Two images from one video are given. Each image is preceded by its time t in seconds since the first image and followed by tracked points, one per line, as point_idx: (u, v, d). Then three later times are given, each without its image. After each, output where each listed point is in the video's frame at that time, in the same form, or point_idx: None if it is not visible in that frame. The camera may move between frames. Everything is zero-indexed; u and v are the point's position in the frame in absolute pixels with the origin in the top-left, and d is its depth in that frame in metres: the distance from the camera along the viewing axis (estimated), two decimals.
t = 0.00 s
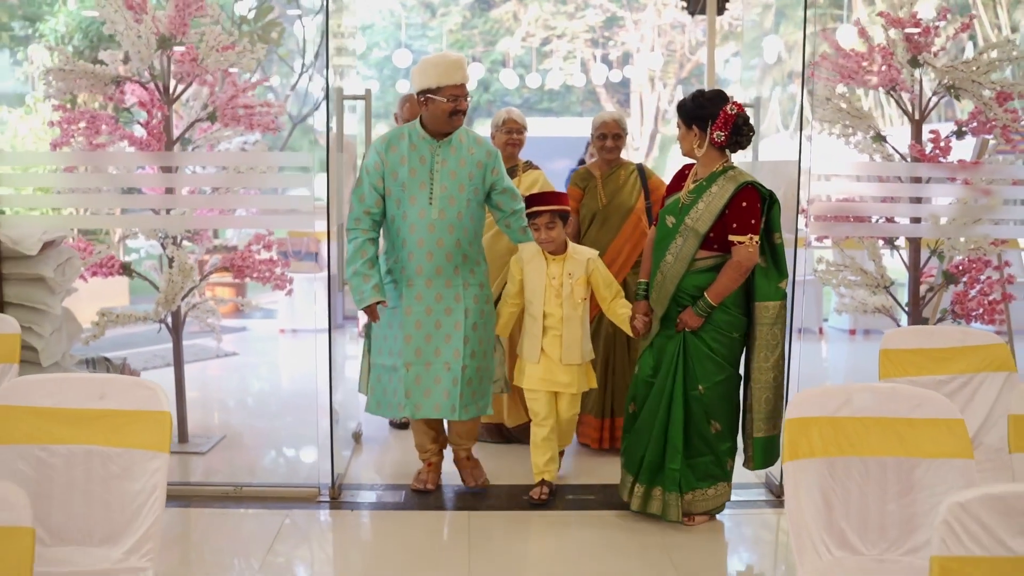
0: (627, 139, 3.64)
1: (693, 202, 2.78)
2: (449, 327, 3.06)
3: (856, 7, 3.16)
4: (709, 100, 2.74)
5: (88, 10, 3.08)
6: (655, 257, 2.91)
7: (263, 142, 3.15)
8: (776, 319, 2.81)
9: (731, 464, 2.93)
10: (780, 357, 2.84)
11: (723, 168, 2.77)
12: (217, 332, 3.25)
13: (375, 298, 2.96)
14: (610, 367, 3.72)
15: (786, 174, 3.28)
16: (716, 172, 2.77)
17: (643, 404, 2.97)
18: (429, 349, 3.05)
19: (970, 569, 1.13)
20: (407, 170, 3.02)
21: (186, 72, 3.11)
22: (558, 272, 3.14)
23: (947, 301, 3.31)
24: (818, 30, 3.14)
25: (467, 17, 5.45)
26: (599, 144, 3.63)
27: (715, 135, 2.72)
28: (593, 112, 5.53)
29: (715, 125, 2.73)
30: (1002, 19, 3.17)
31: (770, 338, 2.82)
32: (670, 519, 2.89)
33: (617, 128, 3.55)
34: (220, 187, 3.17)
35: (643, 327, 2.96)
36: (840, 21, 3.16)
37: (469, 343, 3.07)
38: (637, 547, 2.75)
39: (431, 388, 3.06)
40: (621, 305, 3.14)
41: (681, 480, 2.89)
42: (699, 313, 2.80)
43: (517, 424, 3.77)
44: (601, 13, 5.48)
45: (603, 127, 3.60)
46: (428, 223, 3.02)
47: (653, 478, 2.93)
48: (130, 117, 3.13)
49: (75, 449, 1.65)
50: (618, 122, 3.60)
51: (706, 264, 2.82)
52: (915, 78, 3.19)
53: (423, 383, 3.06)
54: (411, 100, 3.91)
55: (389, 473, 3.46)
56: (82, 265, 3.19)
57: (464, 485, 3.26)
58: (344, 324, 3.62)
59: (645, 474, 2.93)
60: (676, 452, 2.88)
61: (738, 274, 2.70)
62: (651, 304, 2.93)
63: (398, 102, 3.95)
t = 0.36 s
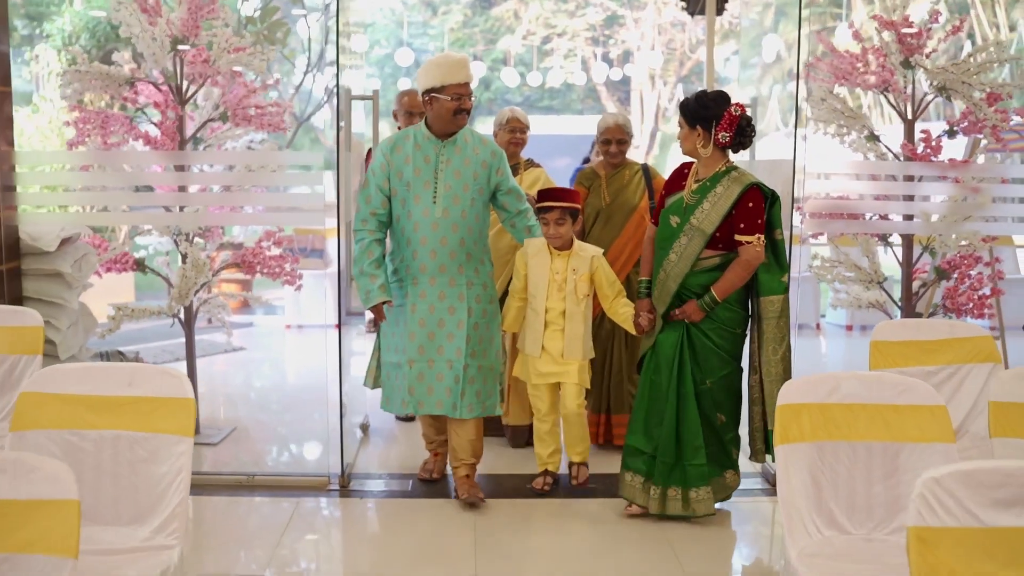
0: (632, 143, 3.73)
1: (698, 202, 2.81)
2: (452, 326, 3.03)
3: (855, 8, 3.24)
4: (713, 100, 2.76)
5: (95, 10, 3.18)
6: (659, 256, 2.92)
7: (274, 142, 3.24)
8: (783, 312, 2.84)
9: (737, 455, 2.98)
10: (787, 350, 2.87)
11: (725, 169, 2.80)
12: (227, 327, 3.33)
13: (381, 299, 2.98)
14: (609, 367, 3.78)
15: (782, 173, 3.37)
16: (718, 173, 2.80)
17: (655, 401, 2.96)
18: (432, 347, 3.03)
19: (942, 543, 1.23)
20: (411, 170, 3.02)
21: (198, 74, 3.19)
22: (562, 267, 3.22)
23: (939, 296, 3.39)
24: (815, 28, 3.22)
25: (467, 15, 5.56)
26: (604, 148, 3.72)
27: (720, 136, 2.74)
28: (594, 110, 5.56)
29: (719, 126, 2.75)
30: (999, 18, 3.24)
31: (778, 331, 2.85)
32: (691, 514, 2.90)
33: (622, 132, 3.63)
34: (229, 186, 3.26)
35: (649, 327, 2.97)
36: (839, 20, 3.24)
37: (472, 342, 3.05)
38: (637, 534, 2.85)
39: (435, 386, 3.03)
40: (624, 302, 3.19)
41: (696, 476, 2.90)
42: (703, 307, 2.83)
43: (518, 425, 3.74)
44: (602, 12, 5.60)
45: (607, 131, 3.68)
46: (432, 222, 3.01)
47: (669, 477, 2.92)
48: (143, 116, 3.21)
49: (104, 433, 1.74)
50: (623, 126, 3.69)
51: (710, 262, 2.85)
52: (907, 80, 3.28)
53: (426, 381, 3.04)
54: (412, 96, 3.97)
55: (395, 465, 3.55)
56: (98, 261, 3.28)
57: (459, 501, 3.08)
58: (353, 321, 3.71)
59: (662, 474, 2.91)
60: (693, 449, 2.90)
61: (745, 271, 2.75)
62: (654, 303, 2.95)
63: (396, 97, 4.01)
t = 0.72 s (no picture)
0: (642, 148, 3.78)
1: (692, 208, 2.83)
2: (457, 329, 3.07)
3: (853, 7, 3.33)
4: (702, 109, 2.78)
5: (100, 14, 3.26)
6: (654, 261, 2.93)
7: (283, 145, 3.33)
8: (776, 314, 2.89)
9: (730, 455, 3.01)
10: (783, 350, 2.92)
11: (717, 174, 2.84)
12: (236, 326, 3.43)
13: (386, 305, 3.03)
14: (609, 366, 3.88)
15: (775, 176, 3.48)
16: (711, 178, 2.84)
17: (658, 409, 2.93)
18: (437, 350, 3.07)
19: (916, 526, 1.32)
20: (419, 175, 3.06)
21: (207, 80, 3.29)
22: (568, 274, 3.19)
23: (929, 296, 3.48)
24: (813, 29, 3.31)
25: (467, 15, 5.68)
26: (615, 153, 3.77)
27: (710, 143, 2.78)
28: (594, 109, 5.74)
29: (708, 133, 2.79)
30: (995, 19, 3.35)
31: (773, 333, 2.89)
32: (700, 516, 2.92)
33: (634, 139, 3.70)
34: (236, 189, 3.35)
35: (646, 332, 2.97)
36: (837, 21, 3.33)
37: (477, 344, 3.09)
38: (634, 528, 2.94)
39: (439, 388, 3.09)
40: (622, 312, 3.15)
41: (701, 478, 2.92)
42: (702, 305, 2.83)
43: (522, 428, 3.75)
44: (602, 12, 5.75)
45: (619, 137, 3.74)
46: (439, 226, 3.05)
47: (672, 481, 2.93)
48: (153, 120, 3.30)
49: (127, 426, 1.84)
50: (634, 132, 3.74)
51: (703, 266, 2.86)
52: (896, 85, 3.38)
53: (431, 383, 3.08)
54: (412, 97, 4.06)
55: (399, 460, 3.65)
56: (110, 261, 3.37)
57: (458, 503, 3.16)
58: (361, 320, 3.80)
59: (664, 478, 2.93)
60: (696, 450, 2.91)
61: (744, 273, 2.79)
62: (651, 309, 2.93)
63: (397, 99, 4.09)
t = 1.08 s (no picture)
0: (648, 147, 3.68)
1: (676, 204, 2.89)
2: (458, 327, 3.10)
3: (850, 8, 3.41)
4: (683, 106, 2.84)
5: (102, 15, 3.34)
6: (638, 258, 2.98)
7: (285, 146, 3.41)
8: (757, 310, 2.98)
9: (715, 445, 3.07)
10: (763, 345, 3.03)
11: (699, 171, 2.90)
12: (239, 323, 3.49)
13: (387, 299, 3.04)
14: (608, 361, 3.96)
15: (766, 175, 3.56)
16: (693, 175, 2.89)
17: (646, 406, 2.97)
18: (438, 348, 3.10)
19: (890, 505, 1.40)
20: (422, 172, 3.10)
21: (212, 81, 3.36)
22: (574, 274, 3.14)
23: (918, 292, 3.56)
24: (811, 28, 3.41)
25: (466, 15, 5.79)
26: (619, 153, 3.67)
27: (692, 140, 2.84)
28: (592, 108, 5.89)
29: (690, 130, 2.84)
30: (992, 17, 3.44)
31: (753, 327, 2.99)
32: (693, 505, 2.99)
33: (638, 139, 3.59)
34: (240, 188, 3.42)
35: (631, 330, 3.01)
36: (834, 19, 3.41)
37: (479, 343, 3.12)
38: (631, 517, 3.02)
39: (441, 387, 3.12)
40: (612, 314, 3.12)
41: (689, 471, 2.98)
42: (689, 298, 2.88)
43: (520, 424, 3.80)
44: (600, 11, 5.81)
45: (622, 137, 3.64)
46: (442, 224, 3.09)
47: (662, 475, 2.97)
48: (158, 121, 3.37)
49: (139, 416, 1.91)
50: (639, 131, 3.62)
51: (686, 261, 2.93)
52: (885, 86, 3.45)
53: (432, 382, 3.12)
54: (415, 97, 4.12)
55: (400, 454, 3.72)
56: (117, 259, 3.44)
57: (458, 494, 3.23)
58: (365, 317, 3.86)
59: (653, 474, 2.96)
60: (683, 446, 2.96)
61: (730, 266, 2.86)
62: (636, 306, 2.97)
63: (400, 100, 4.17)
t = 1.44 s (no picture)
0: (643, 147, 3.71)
1: (662, 201, 2.96)
2: (448, 327, 3.14)
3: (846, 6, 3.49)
4: (668, 104, 2.89)
5: (105, 15, 3.41)
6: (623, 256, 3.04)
7: (287, 146, 3.48)
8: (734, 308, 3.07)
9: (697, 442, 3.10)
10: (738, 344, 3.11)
11: (685, 168, 2.97)
12: (242, 318, 3.57)
13: (376, 294, 3.05)
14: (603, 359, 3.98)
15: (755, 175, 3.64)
16: (679, 172, 2.96)
17: (620, 403, 3.04)
18: (428, 347, 3.14)
19: (862, 488, 1.47)
20: (415, 172, 3.12)
21: (213, 82, 3.42)
22: (569, 272, 3.17)
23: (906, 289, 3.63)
24: (807, 28, 3.49)
25: (465, 14, 5.94)
26: (613, 153, 3.71)
27: (677, 138, 2.90)
28: (591, 105, 6.08)
29: (675, 128, 2.91)
30: (987, 17, 3.53)
31: (729, 326, 3.08)
32: (663, 501, 3.05)
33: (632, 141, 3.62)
34: (242, 187, 3.50)
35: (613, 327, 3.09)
36: (832, 19, 3.49)
37: (470, 342, 3.17)
38: (621, 509, 3.10)
39: (430, 386, 3.15)
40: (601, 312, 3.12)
41: (657, 469, 3.03)
42: (673, 292, 2.95)
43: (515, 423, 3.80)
44: (598, 11, 6.04)
45: (617, 138, 3.67)
46: (434, 224, 3.12)
47: (633, 471, 3.06)
48: (162, 121, 3.44)
49: (148, 407, 1.99)
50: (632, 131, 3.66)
51: (671, 258, 2.99)
52: (873, 88, 3.53)
53: (421, 381, 3.16)
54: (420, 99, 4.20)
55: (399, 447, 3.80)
56: (123, 256, 3.51)
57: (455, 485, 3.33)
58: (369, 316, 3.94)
59: (624, 469, 3.06)
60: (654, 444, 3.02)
61: (715, 262, 2.92)
62: (619, 303, 3.01)
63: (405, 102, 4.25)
